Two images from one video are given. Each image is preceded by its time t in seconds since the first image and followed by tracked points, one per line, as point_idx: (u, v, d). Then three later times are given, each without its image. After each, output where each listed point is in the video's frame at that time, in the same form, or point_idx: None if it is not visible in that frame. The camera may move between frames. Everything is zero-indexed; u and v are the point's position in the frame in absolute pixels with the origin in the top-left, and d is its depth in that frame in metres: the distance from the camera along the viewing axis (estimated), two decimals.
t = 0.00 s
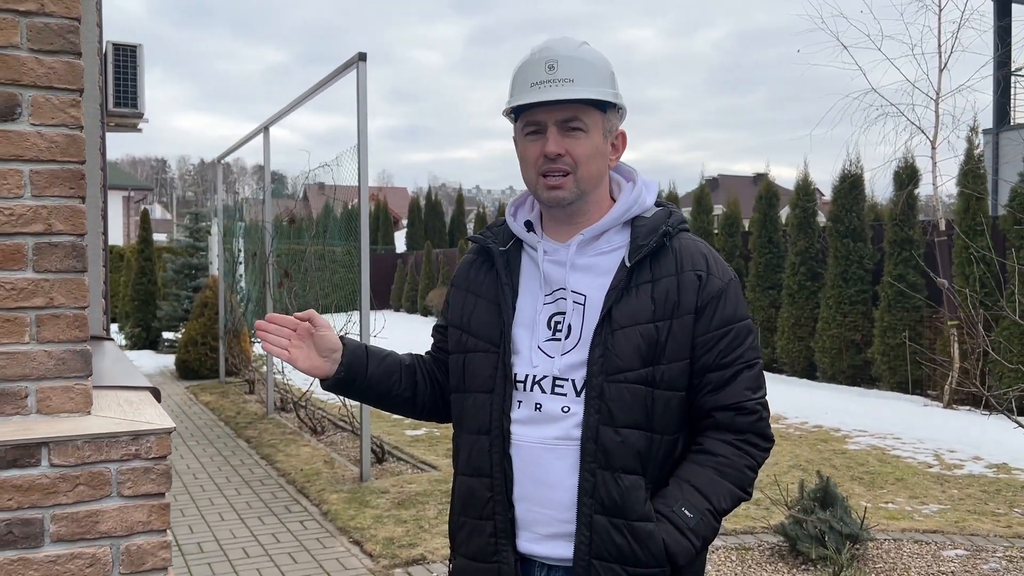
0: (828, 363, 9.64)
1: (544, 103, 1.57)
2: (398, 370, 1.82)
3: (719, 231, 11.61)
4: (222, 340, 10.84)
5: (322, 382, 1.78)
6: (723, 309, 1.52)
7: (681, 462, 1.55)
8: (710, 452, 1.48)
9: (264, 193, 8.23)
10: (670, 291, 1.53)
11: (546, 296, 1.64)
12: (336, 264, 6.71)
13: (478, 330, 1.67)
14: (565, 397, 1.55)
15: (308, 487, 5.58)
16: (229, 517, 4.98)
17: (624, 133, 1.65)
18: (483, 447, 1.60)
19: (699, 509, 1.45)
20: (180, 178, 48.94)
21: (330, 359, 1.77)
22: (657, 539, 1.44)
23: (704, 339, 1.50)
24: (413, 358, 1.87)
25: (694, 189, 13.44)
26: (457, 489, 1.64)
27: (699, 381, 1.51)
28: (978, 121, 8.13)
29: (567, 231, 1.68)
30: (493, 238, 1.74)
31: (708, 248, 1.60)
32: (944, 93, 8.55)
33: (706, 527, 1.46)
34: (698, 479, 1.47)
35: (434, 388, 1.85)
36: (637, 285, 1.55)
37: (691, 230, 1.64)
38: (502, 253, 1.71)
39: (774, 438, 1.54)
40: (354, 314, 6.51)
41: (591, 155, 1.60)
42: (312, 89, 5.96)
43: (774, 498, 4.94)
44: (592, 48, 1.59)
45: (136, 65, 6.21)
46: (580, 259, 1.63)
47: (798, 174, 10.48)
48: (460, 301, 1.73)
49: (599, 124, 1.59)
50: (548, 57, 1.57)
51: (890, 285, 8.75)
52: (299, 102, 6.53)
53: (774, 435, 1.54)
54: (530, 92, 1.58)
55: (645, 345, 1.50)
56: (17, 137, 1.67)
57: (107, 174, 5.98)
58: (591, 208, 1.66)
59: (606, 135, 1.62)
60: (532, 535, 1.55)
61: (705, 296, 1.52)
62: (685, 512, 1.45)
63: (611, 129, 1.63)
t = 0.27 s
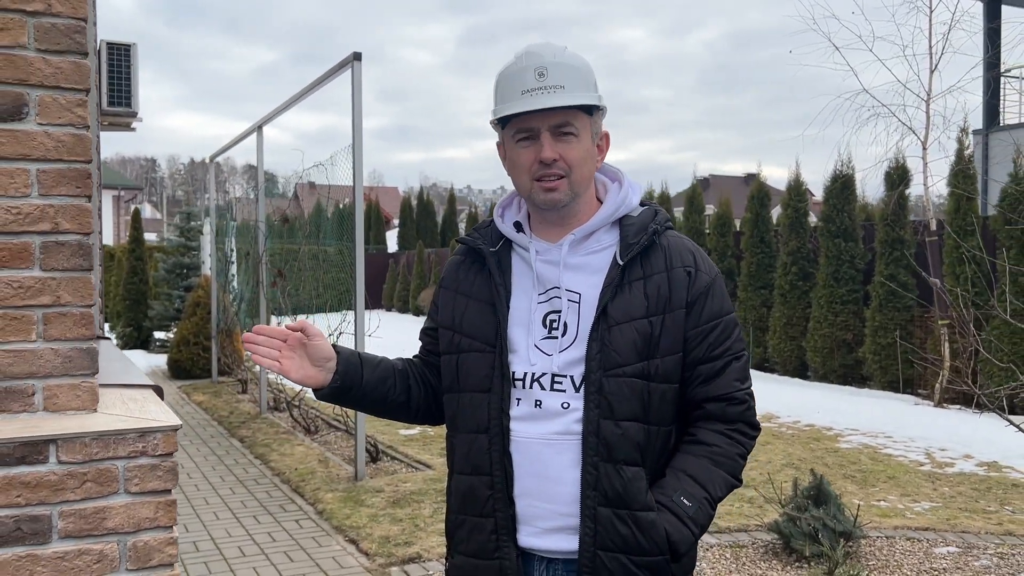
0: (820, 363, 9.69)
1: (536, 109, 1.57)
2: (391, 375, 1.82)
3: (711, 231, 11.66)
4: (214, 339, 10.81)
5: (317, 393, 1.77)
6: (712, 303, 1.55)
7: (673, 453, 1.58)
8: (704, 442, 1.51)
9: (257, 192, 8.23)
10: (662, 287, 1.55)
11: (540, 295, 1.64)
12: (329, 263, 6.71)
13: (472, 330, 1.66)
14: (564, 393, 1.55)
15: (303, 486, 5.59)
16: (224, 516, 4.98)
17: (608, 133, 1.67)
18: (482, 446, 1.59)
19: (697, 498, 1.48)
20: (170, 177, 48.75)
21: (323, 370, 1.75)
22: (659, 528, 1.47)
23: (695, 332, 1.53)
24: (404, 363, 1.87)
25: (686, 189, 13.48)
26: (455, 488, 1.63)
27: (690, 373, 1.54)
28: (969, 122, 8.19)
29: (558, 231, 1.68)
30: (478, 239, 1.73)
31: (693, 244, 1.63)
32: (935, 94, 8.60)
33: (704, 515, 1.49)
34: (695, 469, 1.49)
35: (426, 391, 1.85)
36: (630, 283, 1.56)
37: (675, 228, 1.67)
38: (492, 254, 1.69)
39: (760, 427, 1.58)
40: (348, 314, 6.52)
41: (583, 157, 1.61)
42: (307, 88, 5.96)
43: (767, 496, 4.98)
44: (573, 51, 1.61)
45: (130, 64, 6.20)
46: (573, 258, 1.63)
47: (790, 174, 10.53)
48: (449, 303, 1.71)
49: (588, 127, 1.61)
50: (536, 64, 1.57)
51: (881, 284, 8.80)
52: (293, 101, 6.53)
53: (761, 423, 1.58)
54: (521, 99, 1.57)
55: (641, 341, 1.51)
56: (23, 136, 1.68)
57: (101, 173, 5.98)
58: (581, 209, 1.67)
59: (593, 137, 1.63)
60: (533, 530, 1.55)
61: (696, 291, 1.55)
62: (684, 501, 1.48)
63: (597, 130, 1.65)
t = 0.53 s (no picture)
0: (813, 362, 9.72)
1: (528, 116, 1.58)
2: (387, 377, 1.83)
3: (706, 231, 11.68)
4: (208, 339, 10.80)
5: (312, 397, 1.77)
6: (702, 301, 1.57)
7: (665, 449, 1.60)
8: (697, 436, 1.53)
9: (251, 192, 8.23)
10: (655, 284, 1.57)
11: (535, 295, 1.65)
12: (324, 263, 6.71)
13: (468, 330, 1.65)
14: (562, 390, 1.56)
15: (298, 486, 5.59)
16: (220, 515, 4.99)
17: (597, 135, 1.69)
18: (480, 445, 1.59)
19: (693, 491, 1.50)
20: (164, 177, 48.65)
21: (318, 374, 1.75)
22: (658, 520, 1.48)
23: (687, 329, 1.55)
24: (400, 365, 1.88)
25: (681, 190, 13.51)
26: (452, 486, 1.63)
27: (682, 369, 1.56)
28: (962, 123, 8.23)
29: (551, 233, 1.69)
30: (470, 239, 1.73)
31: (681, 244, 1.65)
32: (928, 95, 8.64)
33: (701, 507, 1.51)
34: (690, 462, 1.51)
35: (420, 392, 1.87)
36: (624, 281, 1.58)
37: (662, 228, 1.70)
38: (486, 254, 1.69)
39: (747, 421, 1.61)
40: (344, 314, 6.53)
41: (576, 160, 1.63)
42: (303, 88, 5.96)
43: (761, 494, 5.00)
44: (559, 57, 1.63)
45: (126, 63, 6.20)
46: (567, 258, 1.65)
47: (783, 175, 10.56)
48: (443, 303, 1.71)
49: (579, 131, 1.63)
50: (526, 71, 1.58)
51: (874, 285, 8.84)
52: (289, 101, 6.54)
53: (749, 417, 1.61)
54: (513, 106, 1.58)
55: (636, 337, 1.53)
56: (26, 136, 1.69)
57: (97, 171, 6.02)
58: (573, 212, 1.69)
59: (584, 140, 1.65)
60: (531, 526, 1.56)
61: (687, 288, 1.57)
62: (681, 494, 1.50)
63: (587, 132, 1.66)
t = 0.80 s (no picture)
0: (811, 363, 9.73)
1: (522, 119, 1.59)
2: (386, 380, 1.84)
3: (705, 232, 11.70)
4: (207, 339, 10.80)
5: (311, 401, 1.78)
6: (695, 299, 1.58)
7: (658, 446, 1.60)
8: (691, 433, 1.54)
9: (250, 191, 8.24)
10: (648, 284, 1.58)
11: (529, 296, 1.66)
12: (323, 263, 6.72)
13: (463, 331, 1.66)
14: (557, 389, 1.57)
15: (297, 485, 5.60)
16: (219, 514, 4.99)
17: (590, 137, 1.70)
18: (476, 444, 1.60)
19: (687, 487, 1.50)
20: (163, 177, 48.64)
21: (316, 379, 1.76)
22: (652, 517, 1.49)
23: (680, 328, 1.56)
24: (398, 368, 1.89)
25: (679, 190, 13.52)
26: (447, 485, 1.64)
27: (675, 367, 1.57)
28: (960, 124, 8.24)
29: (545, 234, 1.70)
30: (465, 242, 1.74)
31: (673, 243, 1.66)
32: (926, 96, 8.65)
33: (694, 503, 1.51)
34: (683, 459, 1.52)
35: (418, 393, 1.87)
36: (617, 281, 1.58)
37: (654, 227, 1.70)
38: (480, 256, 1.70)
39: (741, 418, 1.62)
40: (343, 314, 6.54)
41: (570, 162, 1.64)
42: (302, 88, 5.97)
43: (759, 494, 5.02)
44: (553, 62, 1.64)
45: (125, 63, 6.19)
46: (561, 259, 1.66)
47: (782, 175, 10.57)
48: (439, 304, 1.72)
49: (573, 133, 1.63)
50: (521, 74, 1.59)
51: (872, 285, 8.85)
52: (288, 100, 6.55)
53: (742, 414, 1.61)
54: (507, 110, 1.59)
55: (630, 337, 1.54)
56: (27, 136, 1.70)
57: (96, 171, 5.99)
58: (568, 212, 1.70)
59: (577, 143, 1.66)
60: (527, 523, 1.57)
61: (680, 287, 1.58)
62: (674, 491, 1.50)
63: (580, 134, 1.67)
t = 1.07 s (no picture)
0: (815, 364, 9.71)
1: (523, 120, 1.59)
2: (390, 384, 1.85)
3: (709, 233, 11.69)
4: (212, 338, 10.83)
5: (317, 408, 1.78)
6: (693, 300, 1.57)
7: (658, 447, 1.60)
8: (688, 434, 1.53)
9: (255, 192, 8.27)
10: (645, 285, 1.57)
11: (528, 296, 1.66)
12: (327, 263, 6.73)
13: (462, 332, 1.67)
14: (553, 389, 1.57)
15: (301, 485, 5.61)
16: (223, 514, 5.01)
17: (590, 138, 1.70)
18: (474, 444, 1.61)
19: (684, 489, 1.50)
20: (169, 177, 48.76)
21: (320, 386, 1.76)
22: (647, 518, 1.49)
23: (678, 328, 1.55)
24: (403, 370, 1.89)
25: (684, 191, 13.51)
26: (446, 484, 1.65)
27: (673, 368, 1.56)
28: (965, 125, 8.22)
29: (542, 236, 1.70)
30: (465, 243, 1.75)
31: (673, 243, 1.65)
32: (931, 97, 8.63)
33: (691, 504, 1.51)
34: (680, 461, 1.51)
35: (423, 394, 1.88)
36: (615, 282, 1.58)
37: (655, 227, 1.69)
38: (480, 257, 1.71)
39: (742, 419, 1.61)
40: (347, 314, 6.55)
41: (569, 164, 1.63)
42: (307, 88, 5.98)
43: (762, 496, 5.02)
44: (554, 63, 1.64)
45: (130, 64, 6.21)
46: (559, 260, 1.65)
47: (787, 176, 10.56)
48: (440, 305, 1.73)
49: (571, 134, 1.63)
50: (518, 75, 1.59)
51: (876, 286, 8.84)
52: (292, 101, 6.56)
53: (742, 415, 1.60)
54: (505, 110, 1.59)
55: (626, 337, 1.54)
56: (31, 136, 1.70)
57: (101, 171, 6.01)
58: (568, 213, 1.70)
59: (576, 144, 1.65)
60: (524, 523, 1.58)
61: (678, 287, 1.57)
62: (671, 492, 1.50)
63: (580, 135, 1.67)
